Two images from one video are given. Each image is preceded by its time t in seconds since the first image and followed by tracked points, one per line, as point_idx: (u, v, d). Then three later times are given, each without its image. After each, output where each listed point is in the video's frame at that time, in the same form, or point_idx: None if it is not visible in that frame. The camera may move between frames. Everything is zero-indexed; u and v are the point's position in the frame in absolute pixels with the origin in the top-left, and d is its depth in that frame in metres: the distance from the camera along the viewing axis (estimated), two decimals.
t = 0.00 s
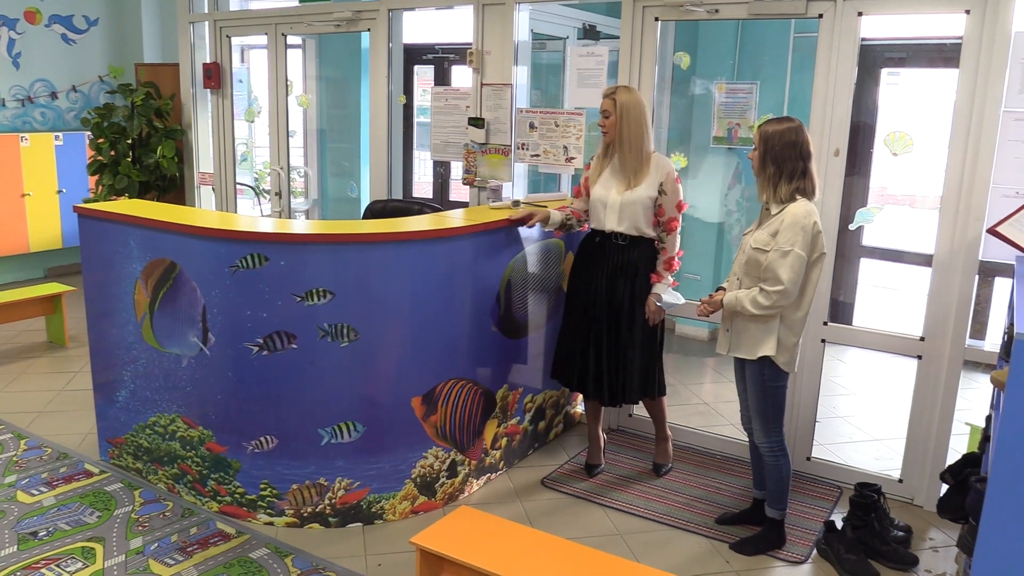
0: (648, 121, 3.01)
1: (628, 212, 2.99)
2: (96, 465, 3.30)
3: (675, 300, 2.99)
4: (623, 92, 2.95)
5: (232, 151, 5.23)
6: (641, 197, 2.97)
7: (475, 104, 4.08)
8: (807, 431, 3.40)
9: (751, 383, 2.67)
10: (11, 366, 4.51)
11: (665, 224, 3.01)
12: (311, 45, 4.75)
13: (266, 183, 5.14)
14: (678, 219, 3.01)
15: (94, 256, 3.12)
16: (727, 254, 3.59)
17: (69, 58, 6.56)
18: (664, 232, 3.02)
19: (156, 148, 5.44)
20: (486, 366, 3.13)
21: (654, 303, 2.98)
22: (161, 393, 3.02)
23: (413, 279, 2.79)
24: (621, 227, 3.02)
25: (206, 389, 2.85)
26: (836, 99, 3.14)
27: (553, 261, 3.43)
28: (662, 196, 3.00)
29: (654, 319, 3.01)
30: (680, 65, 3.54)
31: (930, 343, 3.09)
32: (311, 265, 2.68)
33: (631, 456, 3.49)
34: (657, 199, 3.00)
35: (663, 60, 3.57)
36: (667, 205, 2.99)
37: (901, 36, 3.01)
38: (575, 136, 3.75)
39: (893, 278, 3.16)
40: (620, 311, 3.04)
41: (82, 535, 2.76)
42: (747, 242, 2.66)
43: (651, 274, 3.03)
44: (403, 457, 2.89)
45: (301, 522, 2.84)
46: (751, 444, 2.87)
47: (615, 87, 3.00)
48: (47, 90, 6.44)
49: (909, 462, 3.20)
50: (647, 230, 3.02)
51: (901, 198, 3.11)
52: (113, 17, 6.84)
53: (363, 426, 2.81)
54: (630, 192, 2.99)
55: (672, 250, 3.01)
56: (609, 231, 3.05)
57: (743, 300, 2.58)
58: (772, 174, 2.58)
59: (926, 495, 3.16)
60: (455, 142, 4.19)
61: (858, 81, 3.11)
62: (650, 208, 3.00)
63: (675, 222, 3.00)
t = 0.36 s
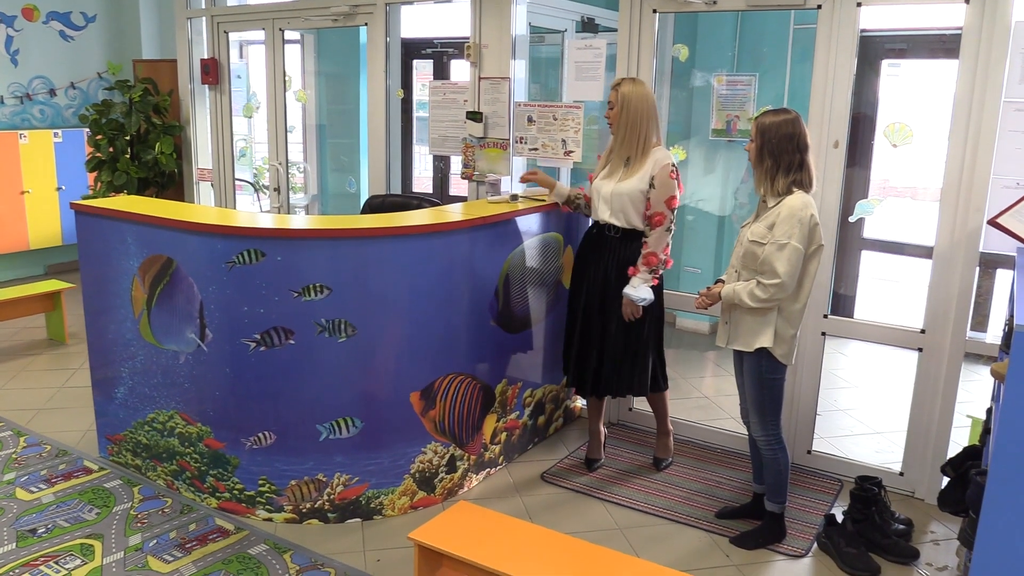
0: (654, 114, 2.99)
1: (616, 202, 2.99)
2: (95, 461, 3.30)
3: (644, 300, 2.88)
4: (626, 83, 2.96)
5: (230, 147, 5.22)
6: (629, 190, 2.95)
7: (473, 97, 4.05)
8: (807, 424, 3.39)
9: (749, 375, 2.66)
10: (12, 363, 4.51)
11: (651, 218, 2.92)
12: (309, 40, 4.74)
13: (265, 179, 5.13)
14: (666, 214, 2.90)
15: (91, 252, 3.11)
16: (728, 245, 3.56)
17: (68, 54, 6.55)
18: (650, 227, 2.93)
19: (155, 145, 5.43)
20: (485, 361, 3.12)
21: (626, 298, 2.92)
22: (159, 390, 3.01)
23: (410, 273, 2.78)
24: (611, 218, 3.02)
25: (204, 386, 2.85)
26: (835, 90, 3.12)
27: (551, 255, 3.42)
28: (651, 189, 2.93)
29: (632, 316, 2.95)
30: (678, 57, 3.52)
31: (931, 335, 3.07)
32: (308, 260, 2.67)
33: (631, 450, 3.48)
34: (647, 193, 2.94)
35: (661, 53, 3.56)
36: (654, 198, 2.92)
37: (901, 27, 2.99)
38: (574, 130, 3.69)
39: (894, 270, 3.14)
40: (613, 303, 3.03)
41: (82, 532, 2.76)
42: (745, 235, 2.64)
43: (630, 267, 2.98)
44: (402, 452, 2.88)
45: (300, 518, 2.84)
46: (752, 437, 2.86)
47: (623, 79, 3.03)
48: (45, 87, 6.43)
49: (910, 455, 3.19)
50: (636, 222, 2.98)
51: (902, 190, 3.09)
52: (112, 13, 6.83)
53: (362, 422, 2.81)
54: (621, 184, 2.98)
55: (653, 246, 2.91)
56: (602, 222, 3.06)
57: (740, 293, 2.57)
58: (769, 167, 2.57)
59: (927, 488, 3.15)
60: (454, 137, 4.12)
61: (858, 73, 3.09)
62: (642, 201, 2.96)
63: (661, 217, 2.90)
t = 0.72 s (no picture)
0: (663, 111, 2.94)
1: (620, 200, 2.96)
2: (96, 462, 3.29)
3: (639, 298, 2.86)
4: (637, 79, 2.90)
5: (231, 146, 5.21)
6: (632, 187, 2.92)
7: (473, 94, 4.02)
8: (811, 421, 3.36)
9: (746, 368, 2.62)
10: (15, 364, 4.51)
11: (653, 217, 2.89)
12: (307, 38, 4.72)
13: (265, 177, 5.12)
14: (668, 214, 2.87)
15: (89, 253, 3.10)
16: (731, 240, 3.53)
17: (69, 54, 6.54)
18: (651, 225, 2.90)
19: (155, 144, 5.41)
20: (485, 359, 3.09)
21: (622, 295, 2.90)
22: (159, 391, 3.00)
23: (410, 272, 2.76)
24: (613, 216, 2.99)
25: (203, 386, 2.83)
26: (838, 84, 3.08)
27: (552, 252, 3.40)
28: (654, 188, 2.90)
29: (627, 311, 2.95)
30: (679, 51, 3.50)
31: (937, 331, 3.04)
32: (306, 260, 2.65)
33: (634, 449, 3.45)
34: (650, 191, 2.92)
35: (662, 48, 3.52)
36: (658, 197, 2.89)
37: (904, 19, 2.96)
38: (574, 125, 3.70)
39: (899, 264, 3.11)
40: (614, 300, 3.01)
41: (82, 533, 2.75)
42: (746, 231, 2.61)
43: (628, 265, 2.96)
44: (402, 452, 2.87)
45: (300, 518, 2.83)
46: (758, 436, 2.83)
47: (632, 74, 2.96)
48: (47, 87, 6.42)
49: (915, 451, 3.16)
50: (638, 220, 2.96)
51: (907, 183, 3.05)
52: (112, 12, 6.82)
53: (362, 422, 2.79)
54: (625, 181, 2.95)
55: (653, 245, 2.87)
56: (604, 218, 3.04)
57: (742, 289, 2.54)
58: (767, 164, 2.54)
59: (932, 485, 3.12)
60: (455, 133, 4.14)
61: (861, 66, 3.06)
62: (645, 200, 2.93)
63: (662, 216, 2.87)
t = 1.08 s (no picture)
0: (671, 108, 2.91)
1: (637, 201, 2.91)
2: (101, 467, 3.28)
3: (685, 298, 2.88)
4: (648, 76, 2.87)
5: (237, 148, 5.22)
6: (648, 187, 2.88)
7: (478, 94, 3.99)
8: (822, 422, 3.31)
9: (747, 372, 2.57)
10: (21, 368, 4.50)
11: (677, 218, 2.90)
12: (311, 39, 4.70)
13: (271, 179, 5.11)
14: (691, 212, 2.89)
15: (93, 257, 3.09)
16: (739, 236, 3.48)
17: (74, 58, 6.54)
18: (677, 226, 2.90)
19: (160, 147, 5.34)
20: (490, 362, 3.06)
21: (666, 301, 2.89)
22: (163, 395, 2.98)
23: (413, 275, 2.73)
24: (628, 217, 2.93)
25: (207, 390, 2.81)
26: (847, 80, 3.03)
27: (559, 253, 3.36)
28: (674, 187, 2.89)
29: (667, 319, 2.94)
30: (685, 48, 3.45)
31: (949, 330, 2.98)
32: (308, 263, 2.62)
33: (642, 451, 3.41)
34: (668, 191, 2.89)
35: (667, 44, 3.48)
36: (679, 197, 2.89)
37: (913, 13, 2.91)
38: (579, 124, 3.63)
39: (911, 262, 3.05)
40: (628, 300, 2.96)
41: (86, 539, 2.74)
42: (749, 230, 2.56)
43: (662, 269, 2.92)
44: (407, 456, 2.84)
45: (304, 523, 2.80)
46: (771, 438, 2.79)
47: (639, 71, 2.91)
48: (53, 91, 6.43)
49: (928, 452, 3.10)
50: (656, 221, 2.92)
51: (918, 179, 3.00)
52: (118, 15, 6.82)
53: (366, 425, 2.76)
54: (639, 181, 2.90)
55: (683, 245, 2.90)
56: (618, 220, 2.97)
57: (740, 287, 2.50)
58: (774, 161, 2.49)
59: (946, 487, 3.06)
60: (459, 134, 4.08)
61: (870, 61, 3.01)
62: (663, 200, 2.90)
63: (688, 215, 2.88)
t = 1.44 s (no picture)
0: (676, 109, 2.86)
1: (645, 204, 2.86)
2: (106, 476, 3.26)
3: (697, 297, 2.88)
4: (653, 77, 2.82)
5: (242, 153, 5.19)
6: (656, 190, 2.84)
7: (483, 96, 3.96)
8: (835, 426, 3.25)
9: (752, 379, 2.51)
10: (29, 376, 4.50)
11: (687, 220, 2.86)
12: (315, 42, 4.68)
13: (277, 184, 5.10)
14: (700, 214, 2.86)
15: (96, 265, 3.07)
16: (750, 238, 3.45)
17: (82, 64, 6.56)
18: (686, 228, 2.86)
19: (167, 153, 5.31)
20: (497, 368, 3.02)
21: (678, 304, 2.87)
22: (167, 403, 2.96)
23: (417, 280, 2.70)
24: (636, 220, 2.89)
25: (211, 399, 2.79)
26: (858, 78, 2.98)
27: (566, 257, 3.32)
28: (682, 189, 2.85)
29: (681, 320, 2.90)
30: (692, 48, 3.41)
31: (964, 332, 2.93)
32: (311, 270, 2.59)
33: (652, 456, 3.37)
34: (676, 193, 2.86)
35: (675, 44, 3.44)
36: (687, 199, 2.84)
37: (924, 10, 2.85)
38: (586, 126, 3.60)
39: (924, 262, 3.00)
40: (635, 304, 2.92)
41: (90, 549, 2.72)
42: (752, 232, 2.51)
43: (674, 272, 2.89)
44: (412, 464, 2.80)
45: (310, 533, 2.77)
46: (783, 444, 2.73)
47: (644, 72, 2.86)
48: (61, 98, 6.44)
49: (943, 456, 3.04)
50: (665, 224, 2.88)
51: (931, 177, 2.94)
52: (126, 21, 6.84)
53: (371, 433, 2.73)
54: (646, 183, 2.86)
55: (695, 247, 2.87)
56: (625, 223, 2.93)
57: (737, 289, 2.45)
58: (781, 158, 2.45)
59: (963, 492, 3.00)
60: (465, 137, 4.07)
61: (881, 59, 2.96)
62: (671, 202, 2.86)
63: (696, 218, 2.85)
